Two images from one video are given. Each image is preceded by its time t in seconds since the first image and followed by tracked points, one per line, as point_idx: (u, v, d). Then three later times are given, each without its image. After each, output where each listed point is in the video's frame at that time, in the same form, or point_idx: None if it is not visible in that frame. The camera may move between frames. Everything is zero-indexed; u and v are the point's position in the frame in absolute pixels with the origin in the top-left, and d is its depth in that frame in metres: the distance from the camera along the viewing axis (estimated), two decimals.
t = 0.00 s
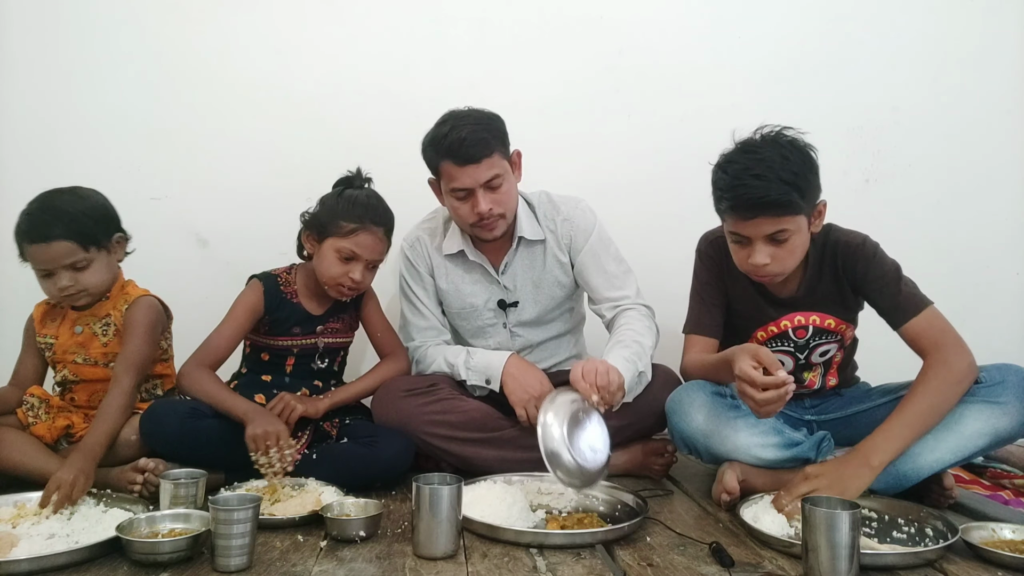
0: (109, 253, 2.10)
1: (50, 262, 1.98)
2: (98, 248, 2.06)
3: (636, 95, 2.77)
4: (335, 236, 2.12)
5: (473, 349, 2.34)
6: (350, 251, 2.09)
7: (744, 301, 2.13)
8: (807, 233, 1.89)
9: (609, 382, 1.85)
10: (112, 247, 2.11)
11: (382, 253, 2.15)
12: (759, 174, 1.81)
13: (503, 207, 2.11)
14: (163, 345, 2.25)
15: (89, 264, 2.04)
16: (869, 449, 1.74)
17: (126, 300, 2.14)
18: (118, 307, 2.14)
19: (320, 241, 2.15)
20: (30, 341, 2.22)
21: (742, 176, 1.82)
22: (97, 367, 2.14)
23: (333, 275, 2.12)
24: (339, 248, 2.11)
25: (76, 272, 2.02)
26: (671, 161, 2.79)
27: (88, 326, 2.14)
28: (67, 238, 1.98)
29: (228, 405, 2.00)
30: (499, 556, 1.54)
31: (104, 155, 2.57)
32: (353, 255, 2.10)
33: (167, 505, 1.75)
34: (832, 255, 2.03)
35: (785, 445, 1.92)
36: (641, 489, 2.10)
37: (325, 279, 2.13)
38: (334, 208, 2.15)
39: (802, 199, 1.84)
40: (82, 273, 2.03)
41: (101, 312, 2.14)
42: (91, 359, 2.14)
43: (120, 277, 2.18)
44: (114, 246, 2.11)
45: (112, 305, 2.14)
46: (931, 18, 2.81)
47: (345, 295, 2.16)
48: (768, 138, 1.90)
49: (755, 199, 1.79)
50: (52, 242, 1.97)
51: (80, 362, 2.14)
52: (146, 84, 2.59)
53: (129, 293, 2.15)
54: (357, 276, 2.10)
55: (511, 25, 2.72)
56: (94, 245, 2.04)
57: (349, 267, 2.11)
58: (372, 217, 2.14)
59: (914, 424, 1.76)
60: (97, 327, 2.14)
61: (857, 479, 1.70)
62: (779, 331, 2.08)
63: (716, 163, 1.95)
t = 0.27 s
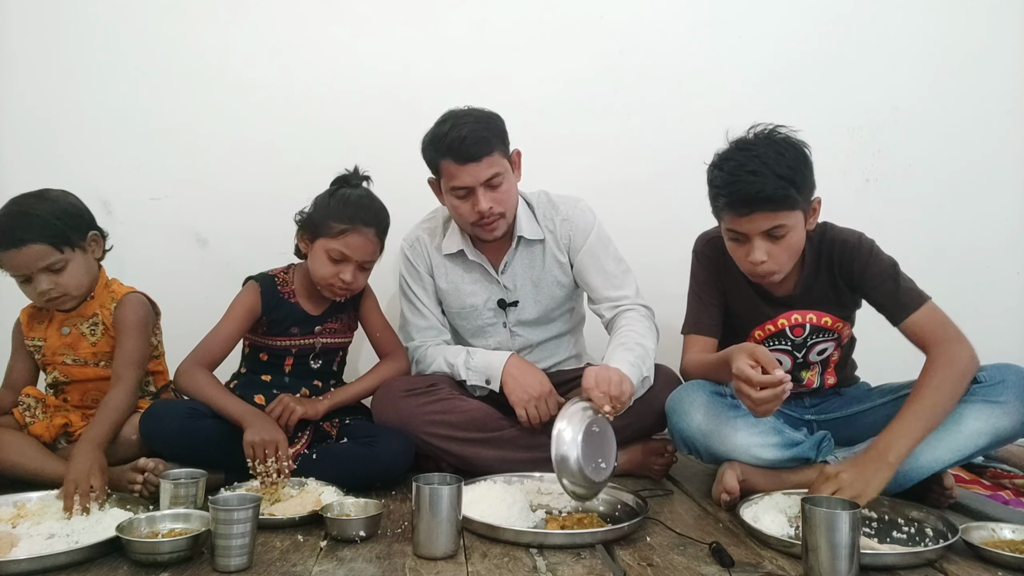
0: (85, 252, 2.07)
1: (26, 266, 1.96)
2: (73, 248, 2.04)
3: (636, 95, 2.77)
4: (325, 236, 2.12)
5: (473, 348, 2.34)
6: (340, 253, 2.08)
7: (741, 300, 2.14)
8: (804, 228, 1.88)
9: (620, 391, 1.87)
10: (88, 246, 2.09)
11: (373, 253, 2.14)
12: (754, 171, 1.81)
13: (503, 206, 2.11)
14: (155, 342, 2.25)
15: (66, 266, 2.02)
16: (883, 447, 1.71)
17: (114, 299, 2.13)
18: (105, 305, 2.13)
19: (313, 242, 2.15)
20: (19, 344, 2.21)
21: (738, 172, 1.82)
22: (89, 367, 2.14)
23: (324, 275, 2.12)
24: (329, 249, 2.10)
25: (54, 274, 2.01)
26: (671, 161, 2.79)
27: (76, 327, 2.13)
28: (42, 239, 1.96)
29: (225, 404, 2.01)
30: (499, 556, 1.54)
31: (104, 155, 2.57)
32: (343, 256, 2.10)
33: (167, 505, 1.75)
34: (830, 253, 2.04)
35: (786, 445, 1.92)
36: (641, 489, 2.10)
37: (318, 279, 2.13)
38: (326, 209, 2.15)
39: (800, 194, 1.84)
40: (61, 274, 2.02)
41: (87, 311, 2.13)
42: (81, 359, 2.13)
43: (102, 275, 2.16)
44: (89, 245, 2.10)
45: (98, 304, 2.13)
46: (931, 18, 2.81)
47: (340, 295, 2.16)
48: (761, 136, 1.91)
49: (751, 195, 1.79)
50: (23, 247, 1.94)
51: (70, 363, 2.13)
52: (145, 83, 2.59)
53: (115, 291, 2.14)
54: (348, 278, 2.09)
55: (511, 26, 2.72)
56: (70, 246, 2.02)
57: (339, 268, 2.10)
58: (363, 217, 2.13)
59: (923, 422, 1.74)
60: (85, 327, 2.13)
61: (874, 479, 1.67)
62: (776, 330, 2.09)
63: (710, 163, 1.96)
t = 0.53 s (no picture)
0: (79, 252, 2.06)
1: (18, 268, 1.94)
2: (66, 248, 2.03)
3: (636, 95, 2.77)
4: (319, 239, 2.12)
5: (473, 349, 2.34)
6: (334, 254, 2.08)
7: (739, 300, 2.14)
8: (808, 224, 1.90)
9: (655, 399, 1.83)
10: (81, 246, 2.08)
11: (367, 254, 2.13)
12: (758, 170, 1.81)
13: (506, 203, 2.11)
14: (151, 341, 2.25)
15: (59, 266, 2.01)
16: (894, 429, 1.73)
17: (109, 300, 2.12)
18: (101, 307, 2.12)
19: (309, 243, 2.15)
20: (18, 347, 2.21)
21: (741, 172, 1.82)
22: (86, 368, 2.13)
23: (319, 277, 2.12)
24: (323, 251, 2.11)
25: (47, 275, 1.99)
26: (671, 161, 2.79)
27: (72, 329, 2.13)
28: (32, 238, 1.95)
29: (226, 404, 2.00)
30: (499, 556, 1.54)
31: (103, 155, 2.57)
32: (338, 257, 2.10)
33: (167, 505, 1.75)
34: (828, 252, 2.05)
35: (786, 445, 1.92)
36: (641, 489, 2.10)
37: (314, 281, 2.14)
38: (320, 212, 2.14)
39: (803, 188, 1.84)
40: (54, 275, 2.00)
41: (82, 313, 2.12)
42: (78, 361, 2.13)
43: (97, 276, 2.15)
44: (82, 245, 2.09)
45: (94, 305, 2.12)
46: (931, 18, 2.81)
47: (337, 296, 2.16)
48: (759, 134, 1.91)
49: (757, 195, 1.79)
50: (16, 248, 1.93)
51: (68, 365, 2.13)
52: (145, 83, 2.59)
53: (110, 291, 2.13)
54: (343, 278, 2.09)
55: (511, 26, 2.72)
56: (61, 245, 2.01)
57: (334, 269, 2.11)
58: (357, 218, 2.13)
59: (932, 406, 1.76)
60: (81, 328, 2.12)
61: (894, 463, 1.67)
62: (774, 329, 2.09)
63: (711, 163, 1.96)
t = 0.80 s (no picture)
0: (75, 255, 2.06)
1: (13, 272, 1.93)
2: (62, 250, 2.02)
3: (636, 95, 2.77)
4: (314, 238, 2.12)
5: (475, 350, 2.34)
6: (329, 254, 2.08)
7: (738, 300, 2.14)
8: (809, 222, 1.89)
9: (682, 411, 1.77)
10: (78, 248, 2.08)
11: (362, 252, 2.13)
12: (761, 165, 1.82)
13: (514, 203, 2.11)
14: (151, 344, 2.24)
15: (55, 269, 2.00)
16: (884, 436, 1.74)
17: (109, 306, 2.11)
18: (100, 312, 2.11)
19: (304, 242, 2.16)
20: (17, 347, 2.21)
21: (745, 166, 1.84)
22: (87, 372, 2.14)
23: (317, 276, 2.12)
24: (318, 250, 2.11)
25: (44, 278, 1.98)
26: (671, 161, 2.79)
27: (72, 333, 2.13)
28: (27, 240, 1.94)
29: (230, 408, 2.02)
30: (499, 556, 1.54)
31: (103, 155, 2.57)
32: (333, 256, 2.10)
33: (167, 505, 1.75)
34: (825, 254, 2.06)
35: (785, 445, 1.92)
36: (641, 490, 2.10)
37: (311, 281, 2.15)
38: (314, 212, 2.15)
39: (807, 185, 1.85)
40: (51, 277, 1.99)
41: (82, 317, 2.12)
42: (79, 366, 2.13)
43: (96, 279, 2.14)
44: (79, 247, 2.08)
45: (93, 309, 2.12)
46: (931, 18, 2.81)
47: (335, 295, 2.17)
48: (762, 132, 1.93)
49: (762, 188, 1.79)
50: (13, 252, 1.92)
51: (69, 370, 2.14)
52: (145, 83, 2.59)
53: (109, 296, 2.12)
54: (339, 277, 2.10)
55: (511, 26, 2.72)
56: (57, 248, 2.00)
57: (331, 268, 2.11)
58: (351, 215, 2.13)
59: (920, 414, 1.76)
60: (81, 333, 2.12)
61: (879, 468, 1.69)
62: (773, 329, 2.09)
63: (714, 160, 1.96)
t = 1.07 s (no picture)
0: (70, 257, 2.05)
1: (11, 275, 1.93)
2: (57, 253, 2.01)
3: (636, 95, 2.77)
4: (313, 234, 2.12)
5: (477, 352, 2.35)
6: (327, 249, 2.08)
7: (737, 299, 2.14)
8: (808, 218, 1.89)
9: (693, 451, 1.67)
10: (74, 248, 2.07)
11: (361, 246, 2.13)
12: (762, 161, 1.82)
13: (525, 212, 2.11)
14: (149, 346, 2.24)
15: (51, 271, 1.99)
16: (875, 436, 1.75)
17: (106, 308, 2.11)
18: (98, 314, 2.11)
19: (303, 239, 2.16)
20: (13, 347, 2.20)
21: (745, 164, 1.84)
22: (85, 375, 2.13)
23: (316, 272, 2.12)
24: (317, 247, 2.11)
25: (41, 281, 1.98)
26: (671, 162, 2.79)
27: (70, 335, 2.12)
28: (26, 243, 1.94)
29: (231, 409, 2.02)
30: (499, 556, 1.54)
31: (102, 155, 2.57)
32: (331, 252, 2.10)
33: (167, 505, 1.75)
34: (826, 252, 2.06)
35: (786, 445, 1.91)
36: (641, 490, 2.10)
37: (310, 277, 2.14)
38: (313, 208, 2.14)
39: (806, 180, 1.85)
40: (49, 280, 1.99)
41: (80, 320, 2.11)
42: (78, 368, 2.13)
43: (94, 280, 2.14)
44: (76, 249, 2.07)
45: (91, 311, 2.11)
46: (930, 18, 2.82)
47: (335, 291, 2.17)
48: (762, 128, 1.93)
49: (762, 185, 1.79)
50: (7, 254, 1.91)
51: (68, 372, 2.13)
52: (145, 84, 2.59)
53: (107, 298, 2.12)
54: (338, 273, 2.09)
55: (511, 26, 2.72)
56: (53, 250, 1.99)
57: (329, 263, 2.11)
58: (348, 210, 2.13)
59: (912, 413, 1.78)
60: (79, 335, 2.11)
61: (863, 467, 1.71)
62: (773, 329, 2.09)
63: (715, 157, 1.96)
